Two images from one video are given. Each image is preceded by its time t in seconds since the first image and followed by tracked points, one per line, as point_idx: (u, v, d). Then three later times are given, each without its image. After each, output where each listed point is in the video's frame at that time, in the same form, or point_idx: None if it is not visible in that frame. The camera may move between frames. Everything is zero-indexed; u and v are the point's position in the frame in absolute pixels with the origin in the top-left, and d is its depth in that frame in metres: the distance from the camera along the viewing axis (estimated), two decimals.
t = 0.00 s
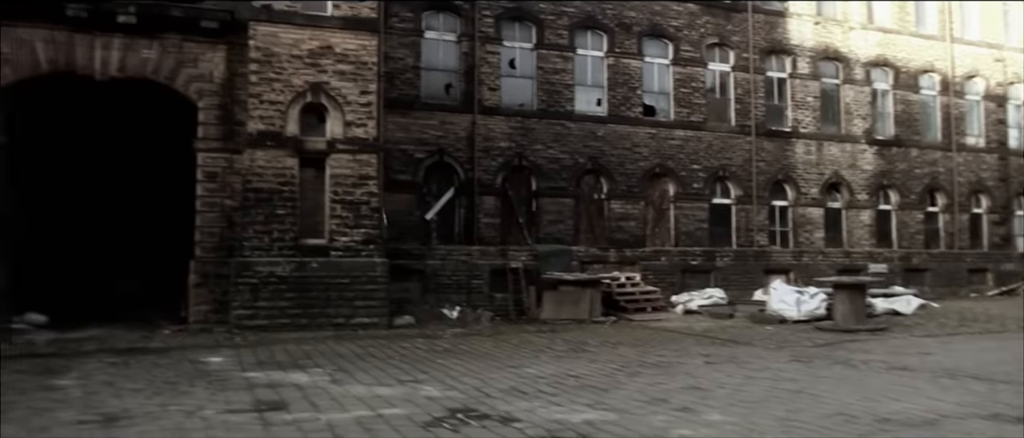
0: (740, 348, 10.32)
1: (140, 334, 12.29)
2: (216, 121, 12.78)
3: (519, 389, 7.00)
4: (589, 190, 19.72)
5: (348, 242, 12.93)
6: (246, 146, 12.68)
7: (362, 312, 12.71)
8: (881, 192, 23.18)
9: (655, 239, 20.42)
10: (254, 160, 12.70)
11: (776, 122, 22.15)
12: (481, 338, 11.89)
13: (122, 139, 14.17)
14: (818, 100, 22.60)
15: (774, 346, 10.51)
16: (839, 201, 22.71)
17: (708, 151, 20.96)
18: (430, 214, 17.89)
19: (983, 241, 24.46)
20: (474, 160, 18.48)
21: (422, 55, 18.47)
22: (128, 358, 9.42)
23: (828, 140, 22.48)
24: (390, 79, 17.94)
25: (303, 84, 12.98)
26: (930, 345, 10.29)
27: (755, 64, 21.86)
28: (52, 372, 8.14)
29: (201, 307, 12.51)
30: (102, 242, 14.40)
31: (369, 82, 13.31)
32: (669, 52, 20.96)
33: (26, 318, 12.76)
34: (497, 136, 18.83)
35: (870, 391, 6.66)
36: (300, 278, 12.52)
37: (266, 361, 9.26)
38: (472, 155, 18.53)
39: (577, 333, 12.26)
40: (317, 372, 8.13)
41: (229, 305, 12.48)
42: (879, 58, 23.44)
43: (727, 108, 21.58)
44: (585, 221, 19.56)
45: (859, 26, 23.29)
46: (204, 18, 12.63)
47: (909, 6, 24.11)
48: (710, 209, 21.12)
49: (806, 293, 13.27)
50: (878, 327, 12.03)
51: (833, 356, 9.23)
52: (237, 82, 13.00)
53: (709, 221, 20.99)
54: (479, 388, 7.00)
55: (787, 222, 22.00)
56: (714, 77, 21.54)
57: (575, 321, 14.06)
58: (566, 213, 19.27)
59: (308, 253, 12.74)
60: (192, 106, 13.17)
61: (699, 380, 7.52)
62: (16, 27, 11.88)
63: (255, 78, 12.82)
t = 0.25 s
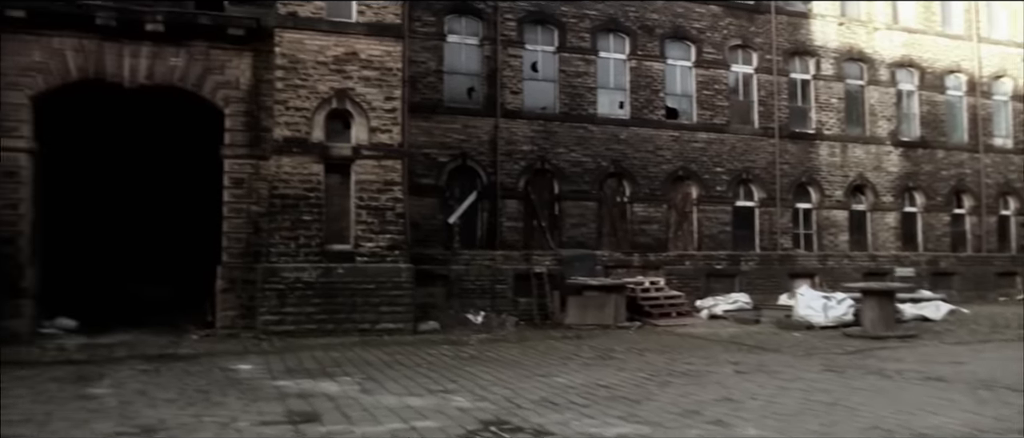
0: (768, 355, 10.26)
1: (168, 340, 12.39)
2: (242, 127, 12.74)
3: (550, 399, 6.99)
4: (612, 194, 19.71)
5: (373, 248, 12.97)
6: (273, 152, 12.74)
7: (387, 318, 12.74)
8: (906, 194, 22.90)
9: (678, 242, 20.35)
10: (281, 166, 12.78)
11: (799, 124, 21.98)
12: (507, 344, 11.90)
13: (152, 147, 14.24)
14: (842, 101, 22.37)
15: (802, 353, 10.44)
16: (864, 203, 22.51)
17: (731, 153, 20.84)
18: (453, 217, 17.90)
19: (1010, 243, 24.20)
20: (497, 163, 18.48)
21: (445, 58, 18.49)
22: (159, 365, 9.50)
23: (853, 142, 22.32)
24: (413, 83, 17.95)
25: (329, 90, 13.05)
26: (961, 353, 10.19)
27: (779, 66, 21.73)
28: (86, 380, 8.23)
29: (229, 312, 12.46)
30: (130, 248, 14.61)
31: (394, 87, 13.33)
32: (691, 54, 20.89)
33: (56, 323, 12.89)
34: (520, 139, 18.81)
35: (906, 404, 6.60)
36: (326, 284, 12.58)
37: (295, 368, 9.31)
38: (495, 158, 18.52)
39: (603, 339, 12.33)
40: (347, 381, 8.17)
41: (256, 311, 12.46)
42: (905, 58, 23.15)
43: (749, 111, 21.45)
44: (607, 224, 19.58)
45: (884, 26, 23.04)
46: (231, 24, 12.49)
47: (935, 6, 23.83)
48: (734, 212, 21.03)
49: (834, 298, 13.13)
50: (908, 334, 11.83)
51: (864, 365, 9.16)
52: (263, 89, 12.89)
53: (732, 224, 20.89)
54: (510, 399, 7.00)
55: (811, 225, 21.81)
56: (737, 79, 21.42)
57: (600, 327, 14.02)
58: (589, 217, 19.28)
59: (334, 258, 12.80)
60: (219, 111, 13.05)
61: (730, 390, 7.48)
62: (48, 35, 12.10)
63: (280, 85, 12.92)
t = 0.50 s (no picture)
0: (802, 366, 10.18)
1: (201, 347, 12.51)
2: (274, 136, 12.99)
3: (586, 413, 6.98)
4: (640, 199, 19.66)
5: (403, 256, 13.01)
6: (303, 161, 12.83)
7: (418, 326, 12.78)
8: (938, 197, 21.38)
9: (706, 247, 20.19)
10: (312, 176, 12.84)
11: (828, 127, 21.82)
12: (538, 353, 11.89)
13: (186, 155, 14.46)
14: (871, 104, 22.09)
15: (837, 363, 10.35)
16: (893, 207, 22.10)
17: (759, 157, 20.71)
18: (480, 223, 17.92)
19: None
20: (524, 169, 18.47)
21: (472, 64, 18.52)
22: (195, 374, 9.60)
23: (883, 145, 22.01)
24: (440, 90, 18.01)
25: (359, 99, 13.10)
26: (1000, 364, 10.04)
27: (806, 69, 21.58)
28: (125, 390, 8.34)
29: (260, 320, 12.68)
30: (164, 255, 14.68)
31: (424, 95, 13.37)
32: (718, 58, 20.77)
33: (92, 331, 13.05)
34: (547, 145, 18.81)
35: (948, 420, 6.52)
36: (357, 292, 12.64)
37: (329, 378, 9.35)
38: (522, 164, 18.53)
39: (633, 348, 12.30)
40: (382, 392, 8.22)
41: (287, 318, 12.62)
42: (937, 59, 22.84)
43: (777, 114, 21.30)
44: (635, 229, 19.54)
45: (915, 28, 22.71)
46: (262, 35, 12.80)
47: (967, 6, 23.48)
48: (762, 216, 20.89)
49: (866, 305, 12.93)
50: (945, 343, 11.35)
51: (901, 377, 9.06)
52: (293, 98, 13.17)
53: (760, 228, 20.76)
54: (546, 413, 7.01)
55: (840, 229, 21.70)
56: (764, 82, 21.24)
57: (630, 335, 14.01)
58: (616, 222, 19.24)
59: (365, 267, 12.85)
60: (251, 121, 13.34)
61: (767, 404, 7.43)
62: (83, 46, 12.27)
63: (311, 94, 12.92)
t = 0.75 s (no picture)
0: (831, 374, 10.10)
1: (228, 353, 12.59)
2: (299, 143, 13.08)
3: (617, 426, 6.96)
4: (662, 202, 19.57)
5: (428, 262, 13.04)
6: (329, 168, 12.85)
7: (443, 332, 12.82)
8: (964, 199, 22.38)
9: (730, 250, 20.05)
10: (337, 182, 12.85)
11: (853, 129, 21.58)
12: (563, 360, 11.88)
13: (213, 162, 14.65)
14: (896, 105, 21.88)
15: (867, 372, 10.25)
16: (919, 210, 22.02)
17: (783, 160, 20.56)
18: (503, 227, 17.93)
19: None
20: (547, 173, 18.44)
21: (494, 68, 18.52)
22: (225, 382, 9.68)
23: (908, 147, 21.79)
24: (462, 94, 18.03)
25: (384, 106, 13.11)
26: None
27: (831, 70, 21.31)
28: (157, 399, 8.41)
29: (287, 326, 12.76)
30: (192, 259, 14.93)
31: (448, 102, 13.38)
32: (741, 60, 20.64)
33: (120, 335, 13.18)
34: (569, 149, 18.78)
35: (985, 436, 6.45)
36: (382, 299, 12.68)
37: (357, 387, 9.38)
38: (545, 167, 18.50)
39: (659, 355, 12.27)
40: (412, 402, 8.23)
41: (313, 325, 12.71)
42: (963, 60, 22.54)
43: (800, 117, 21.13)
44: (658, 233, 19.46)
45: (941, 28, 22.43)
46: (288, 42, 12.88)
47: (994, 6, 23.15)
48: (786, 219, 20.71)
49: (894, 312, 12.81)
50: (974, 352, 11.44)
51: (933, 387, 8.97)
52: (318, 105, 13.24)
53: (784, 231, 20.61)
54: (578, 425, 7.00)
55: (865, 232, 21.45)
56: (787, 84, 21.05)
57: (654, 340, 13.94)
58: (639, 225, 19.16)
59: (390, 273, 12.89)
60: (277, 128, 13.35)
61: (800, 416, 7.38)
62: (113, 55, 12.50)
63: (336, 101, 12.93)
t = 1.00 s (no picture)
0: (860, 385, 10.02)
1: (254, 360, 12.66)
2: (324, 152, 13.14)
3: None
4: (685, 207, 19.48)
5: (453, 270, 13.06)
6: (354, 176, 12.88)
7: (467, 340, 12.84)
8: (990, 203, 21.98)
9: (753, 254, 19.92)
10: (362, 190, 12.89)
11: (877, 132, 21.35)
12: (588, 368, 11.85)
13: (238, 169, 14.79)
14: (922, 108, 21.63)
15: (897, 383, 10.16)
16: (945, 213, 21.70)
17: (806, 164, 20.38)
18: (525, 232, 17.94)
19: None
20: (569, 177, 18.43)
21: (516, 73, 18.53)
22: (253, 392, 9.74)
23: (933, 150, 21.47)
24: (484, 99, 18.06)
25: (408, 114, 13.13)
26: None
27: (854, 73, 21.11)
28: (188, 410, 8.49)
29: (312, 333, 12.85)
30: (217, 264, 15.13)
31: (472, 109, 13.39)
32: (764, 63, 20.54)
33: (148, 342, 13.31)
34: (591, 154, 18.73)
35: None
36: (407, 306, 12.71)
37: (384, 396, 9.39)
38: (567, 172, 18.48)
39: (684, 364, 12.22)
40: (440, 414, 8.24)
41: (338, 332, 12.79)
42: (988, 61, 22.26)
43: (823, 120, 20.98)
44: (680, 238, 19.38)
45: (967, 29, 22.16)
46: (313, 51, 12.96)
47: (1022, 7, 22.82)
48: (810, 223, 20.53)
49: (923, 320, 12.67)
50: (1006, 361, 11.32)
51: (966, 399, 8.86)
52: (343, 113, 13.29)
53: (808, 236, 20.47)
54: None
55: (889, 236, 21.18)
56: (811, 87, 20.91)
57: (679, 348, 13.83)
58: (661, 230, 19.09)
59: (415, 281, 12.92)
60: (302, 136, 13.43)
61: (831, 431, 7.32)
62: (140, 65, 12.62)
63: (361, 109, 12.98)
